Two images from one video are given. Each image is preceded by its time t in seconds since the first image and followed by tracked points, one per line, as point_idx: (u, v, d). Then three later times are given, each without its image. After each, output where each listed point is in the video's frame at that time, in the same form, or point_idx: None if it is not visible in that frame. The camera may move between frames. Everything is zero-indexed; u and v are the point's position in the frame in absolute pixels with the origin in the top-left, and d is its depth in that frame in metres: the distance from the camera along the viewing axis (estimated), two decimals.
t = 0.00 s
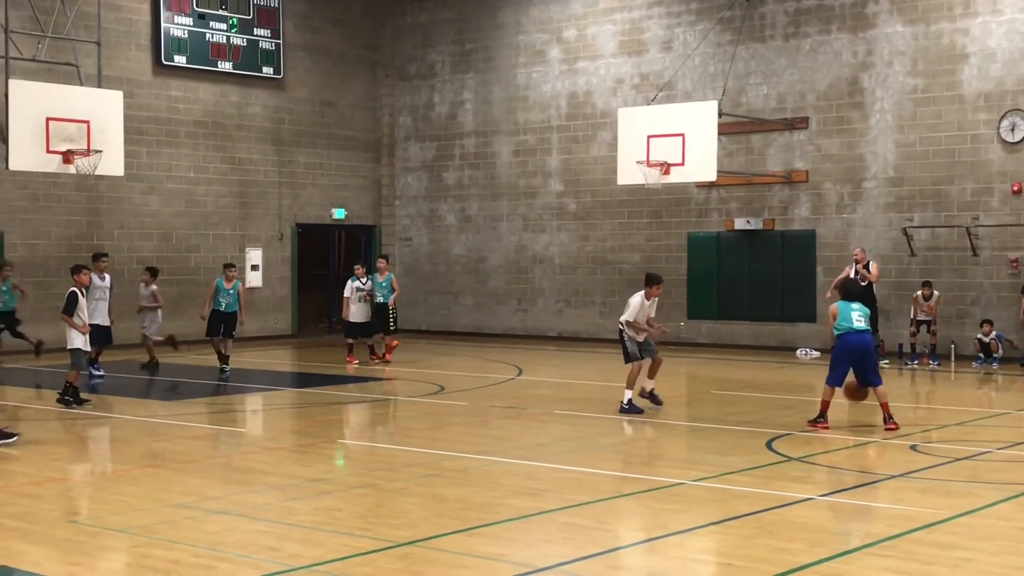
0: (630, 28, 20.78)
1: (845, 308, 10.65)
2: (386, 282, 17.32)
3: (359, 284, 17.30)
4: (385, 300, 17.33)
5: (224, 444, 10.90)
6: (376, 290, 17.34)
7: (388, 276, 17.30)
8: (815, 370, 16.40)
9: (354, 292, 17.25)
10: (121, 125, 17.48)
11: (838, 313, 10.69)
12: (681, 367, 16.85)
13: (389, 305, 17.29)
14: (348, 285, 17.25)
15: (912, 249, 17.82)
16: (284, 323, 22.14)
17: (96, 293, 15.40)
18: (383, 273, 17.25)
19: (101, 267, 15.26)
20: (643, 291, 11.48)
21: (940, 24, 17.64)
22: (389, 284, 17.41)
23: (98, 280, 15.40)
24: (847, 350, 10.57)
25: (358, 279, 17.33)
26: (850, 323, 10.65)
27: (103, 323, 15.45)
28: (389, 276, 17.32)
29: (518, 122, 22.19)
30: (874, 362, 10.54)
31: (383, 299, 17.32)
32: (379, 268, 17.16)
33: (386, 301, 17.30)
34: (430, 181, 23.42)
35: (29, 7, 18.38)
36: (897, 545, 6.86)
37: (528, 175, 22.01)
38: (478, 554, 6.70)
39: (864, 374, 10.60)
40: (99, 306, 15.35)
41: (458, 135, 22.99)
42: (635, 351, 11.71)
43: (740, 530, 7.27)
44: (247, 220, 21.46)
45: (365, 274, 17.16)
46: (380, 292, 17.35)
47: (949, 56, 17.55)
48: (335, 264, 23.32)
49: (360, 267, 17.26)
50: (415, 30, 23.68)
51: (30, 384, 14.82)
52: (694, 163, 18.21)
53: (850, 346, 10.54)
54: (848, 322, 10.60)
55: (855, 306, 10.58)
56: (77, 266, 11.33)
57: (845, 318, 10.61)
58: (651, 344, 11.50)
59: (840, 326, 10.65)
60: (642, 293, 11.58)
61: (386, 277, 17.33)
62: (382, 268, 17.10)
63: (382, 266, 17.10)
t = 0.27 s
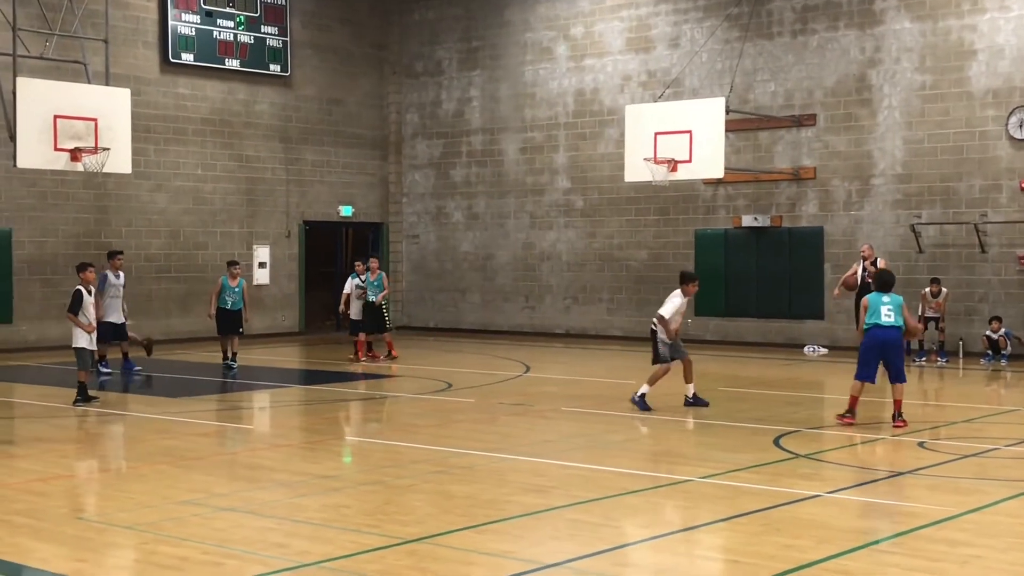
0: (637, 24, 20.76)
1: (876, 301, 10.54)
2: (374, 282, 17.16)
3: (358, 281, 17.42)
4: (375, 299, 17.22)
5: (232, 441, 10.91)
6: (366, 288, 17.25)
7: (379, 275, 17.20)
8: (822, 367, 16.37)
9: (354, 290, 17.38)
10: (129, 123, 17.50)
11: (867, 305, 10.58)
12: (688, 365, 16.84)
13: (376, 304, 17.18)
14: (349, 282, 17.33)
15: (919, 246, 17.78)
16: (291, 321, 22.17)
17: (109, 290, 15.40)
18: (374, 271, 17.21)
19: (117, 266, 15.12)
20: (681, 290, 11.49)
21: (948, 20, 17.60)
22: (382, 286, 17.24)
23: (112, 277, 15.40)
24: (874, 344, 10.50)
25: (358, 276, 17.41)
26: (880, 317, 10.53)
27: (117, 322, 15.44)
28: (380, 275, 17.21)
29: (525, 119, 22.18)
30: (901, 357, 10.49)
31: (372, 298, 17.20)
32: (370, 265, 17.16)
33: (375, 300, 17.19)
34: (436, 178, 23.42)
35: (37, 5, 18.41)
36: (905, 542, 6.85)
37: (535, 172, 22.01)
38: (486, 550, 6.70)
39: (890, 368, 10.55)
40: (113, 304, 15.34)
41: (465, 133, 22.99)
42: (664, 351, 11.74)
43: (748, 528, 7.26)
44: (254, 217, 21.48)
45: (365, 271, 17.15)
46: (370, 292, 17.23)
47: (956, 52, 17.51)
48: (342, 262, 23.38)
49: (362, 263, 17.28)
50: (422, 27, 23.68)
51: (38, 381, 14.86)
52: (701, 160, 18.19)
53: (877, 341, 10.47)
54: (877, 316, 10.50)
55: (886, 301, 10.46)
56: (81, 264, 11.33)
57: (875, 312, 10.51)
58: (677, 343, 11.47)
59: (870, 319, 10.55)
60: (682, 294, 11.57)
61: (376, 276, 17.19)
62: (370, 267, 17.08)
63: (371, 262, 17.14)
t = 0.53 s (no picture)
0: (643, 22, 20.74)
1: (892, 297, 10.54)
2: (365, 279, 17.17)
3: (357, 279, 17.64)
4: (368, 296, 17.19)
5: (238, 438, 10.93)
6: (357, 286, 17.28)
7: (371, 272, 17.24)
8: (829, 364, 16.35)
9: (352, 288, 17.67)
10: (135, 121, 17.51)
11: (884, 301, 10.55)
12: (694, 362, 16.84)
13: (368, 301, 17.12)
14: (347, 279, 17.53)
15: (926, 243, 17.75)
16: (297, 319, 22.19)
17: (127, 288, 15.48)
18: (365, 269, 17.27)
19: (134, 264, 15.23)
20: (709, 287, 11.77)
21: (954, 17, 17.57)
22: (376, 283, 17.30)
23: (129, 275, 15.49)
24: (890, 341, 10.50)
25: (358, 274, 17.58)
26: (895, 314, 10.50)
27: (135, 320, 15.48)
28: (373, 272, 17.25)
29: (530, 117, 22.17)
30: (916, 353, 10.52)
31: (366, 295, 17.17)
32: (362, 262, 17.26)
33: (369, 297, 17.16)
34: (442, 176, 23.42)
35: (43, 3, 18.44)
36: (912, 540, 6.84)
37: (541, 170, 22.00)
38: (491, 548, 6.71)
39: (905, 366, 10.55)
40: (131, 301, 15.40)
41: (470, 131, 22.99)
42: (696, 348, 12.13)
43: (754, 525, 7.26)
44: (260, 215, 21.50)
45: (365, 270, 17.22)
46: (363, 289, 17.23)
47: (963, 49, 17.47)
48: (348, 260, 23.43)
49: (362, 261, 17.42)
50: (427, 25, 23.68)
51: (45, 379, 14.89)
52: (707, 157, 18.17)
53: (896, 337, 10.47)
54: (894, 312, 10.48)
55: (904, 296, 10.49)
56: (83, 263, 11.33)
57: (892, 308, 10.50)
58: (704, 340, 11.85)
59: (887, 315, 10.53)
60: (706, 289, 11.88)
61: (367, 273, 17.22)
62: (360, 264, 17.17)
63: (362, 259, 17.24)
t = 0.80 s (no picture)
0: (647, 21, 20.73)
1: (901, 295, 10.52)
2: (371, 279, 17.05)
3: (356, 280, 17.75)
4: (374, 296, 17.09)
5: (243, 437, 10.94)
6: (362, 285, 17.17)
7: (377, 271, 17.14)
8: (833, 363, 16.34)
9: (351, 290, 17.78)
10: (139, 121, 17.51)
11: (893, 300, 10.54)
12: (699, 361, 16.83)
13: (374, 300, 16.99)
14: (349, 279, 17.57)
15: (930, 242, 17.73)
16: (302, 318, 22.21)
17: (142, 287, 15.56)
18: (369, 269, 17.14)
19: (146, 262, 15.29)
20: (731, 290, 11.83)
21: (959, 16, 17.54)
22: (381, 282, 17.26)
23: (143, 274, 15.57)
24: (898, 340, 10.52)
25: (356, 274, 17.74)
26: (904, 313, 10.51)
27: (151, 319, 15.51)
28: (378, 271, 17.15)
29: (535, 115, 22.17)
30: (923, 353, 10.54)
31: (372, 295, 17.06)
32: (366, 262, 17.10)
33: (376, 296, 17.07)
34: (446, 175, 23.42)
35: (48, 2, 18.46)
36: (916, 538, 6.84)
37: (545, 169, 22.00)
38: (495, 547, 6.71)
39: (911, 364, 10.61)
40: (145, 300, 15.45)
41: (475, 129, 22.99)
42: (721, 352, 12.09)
43: (759, 524, 7.26)
44: (265, 215, 21.51)
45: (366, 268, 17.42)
46: (368, 289, 17.11)
47: (967, 47, 17.45)
48: (353, 259, 23.44)
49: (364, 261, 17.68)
50: (431, 24, 23.68)
51: (50, 378, 14.91)
52: (711, 156, 18.16)
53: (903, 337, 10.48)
54: (903, 312, 10.48)
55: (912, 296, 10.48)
56: (87, 262, 11.35)
57: (901, 308, 10.49)
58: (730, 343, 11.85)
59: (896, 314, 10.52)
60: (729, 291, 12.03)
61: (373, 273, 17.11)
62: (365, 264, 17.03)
63: (364, 259, 17.10)
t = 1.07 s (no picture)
0: (648, 21, 20.73)
1: (899, 296, 10.52)
2: (388, 282, 16.75)
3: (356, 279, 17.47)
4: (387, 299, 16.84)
5: (245, 438, 10.94)
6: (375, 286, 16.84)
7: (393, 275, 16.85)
8: (835, 364, 16.34)
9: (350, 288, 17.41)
10: (141, 122, 17.51)
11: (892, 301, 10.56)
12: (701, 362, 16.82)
13: (389, 304, 16.70)
14: (347, 279, 17.32)
15: (932, 242, 17.72)
16: (303, 318, 22.21)
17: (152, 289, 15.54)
18: (385, 271, 16.81)
19: (157, 264, 15.26)
20: (749, 289, 11.68)
21: (960, 16, 17.54)
22: (394, 285, 16.84)
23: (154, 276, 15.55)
24: (897, 340, 10.53)
25: (357, 275, 17.50)
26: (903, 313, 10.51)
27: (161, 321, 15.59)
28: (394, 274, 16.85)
29: (536, 116, 22.17)
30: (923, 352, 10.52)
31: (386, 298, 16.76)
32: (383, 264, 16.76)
33: (389, 300, 16.79)
34: (448, 176, 23.42)
35: (50, 3, 18.48)
36: (918, 539, 6.83)
37: (547, 169, 22.00)
38: (497, 548, 6.71)
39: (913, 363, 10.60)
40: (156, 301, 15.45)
41: (476, 130, 22.99)
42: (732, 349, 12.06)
43: (761, 525, 7.25)
44: (266, 215, 21.52)
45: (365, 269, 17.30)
46: (381, 291, 16.77)
47: (969, 48, 17.44)
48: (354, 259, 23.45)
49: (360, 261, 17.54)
50: (432, 25, 23.69)
51: (52, 379, 14.93)
52: (712, 156, 18.15)
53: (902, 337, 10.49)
54: (901, 312, 10.49)
55: (910, 297, 10.46)
56: (96, 263, 11.34)
57: (899, 308, 10.50)
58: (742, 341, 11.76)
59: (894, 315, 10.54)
60: (748, 288, 11.96)
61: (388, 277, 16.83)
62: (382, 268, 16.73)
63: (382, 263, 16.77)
